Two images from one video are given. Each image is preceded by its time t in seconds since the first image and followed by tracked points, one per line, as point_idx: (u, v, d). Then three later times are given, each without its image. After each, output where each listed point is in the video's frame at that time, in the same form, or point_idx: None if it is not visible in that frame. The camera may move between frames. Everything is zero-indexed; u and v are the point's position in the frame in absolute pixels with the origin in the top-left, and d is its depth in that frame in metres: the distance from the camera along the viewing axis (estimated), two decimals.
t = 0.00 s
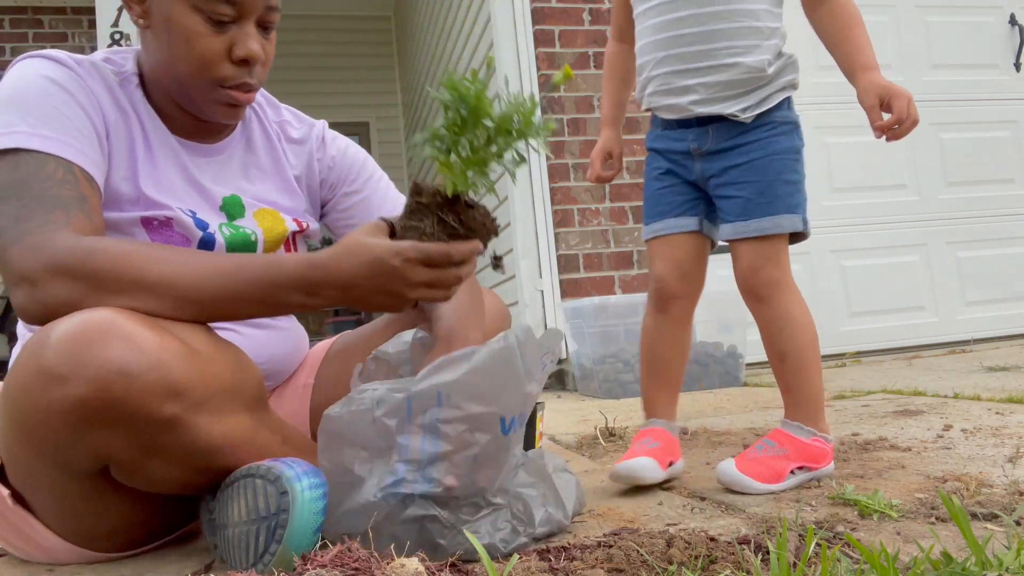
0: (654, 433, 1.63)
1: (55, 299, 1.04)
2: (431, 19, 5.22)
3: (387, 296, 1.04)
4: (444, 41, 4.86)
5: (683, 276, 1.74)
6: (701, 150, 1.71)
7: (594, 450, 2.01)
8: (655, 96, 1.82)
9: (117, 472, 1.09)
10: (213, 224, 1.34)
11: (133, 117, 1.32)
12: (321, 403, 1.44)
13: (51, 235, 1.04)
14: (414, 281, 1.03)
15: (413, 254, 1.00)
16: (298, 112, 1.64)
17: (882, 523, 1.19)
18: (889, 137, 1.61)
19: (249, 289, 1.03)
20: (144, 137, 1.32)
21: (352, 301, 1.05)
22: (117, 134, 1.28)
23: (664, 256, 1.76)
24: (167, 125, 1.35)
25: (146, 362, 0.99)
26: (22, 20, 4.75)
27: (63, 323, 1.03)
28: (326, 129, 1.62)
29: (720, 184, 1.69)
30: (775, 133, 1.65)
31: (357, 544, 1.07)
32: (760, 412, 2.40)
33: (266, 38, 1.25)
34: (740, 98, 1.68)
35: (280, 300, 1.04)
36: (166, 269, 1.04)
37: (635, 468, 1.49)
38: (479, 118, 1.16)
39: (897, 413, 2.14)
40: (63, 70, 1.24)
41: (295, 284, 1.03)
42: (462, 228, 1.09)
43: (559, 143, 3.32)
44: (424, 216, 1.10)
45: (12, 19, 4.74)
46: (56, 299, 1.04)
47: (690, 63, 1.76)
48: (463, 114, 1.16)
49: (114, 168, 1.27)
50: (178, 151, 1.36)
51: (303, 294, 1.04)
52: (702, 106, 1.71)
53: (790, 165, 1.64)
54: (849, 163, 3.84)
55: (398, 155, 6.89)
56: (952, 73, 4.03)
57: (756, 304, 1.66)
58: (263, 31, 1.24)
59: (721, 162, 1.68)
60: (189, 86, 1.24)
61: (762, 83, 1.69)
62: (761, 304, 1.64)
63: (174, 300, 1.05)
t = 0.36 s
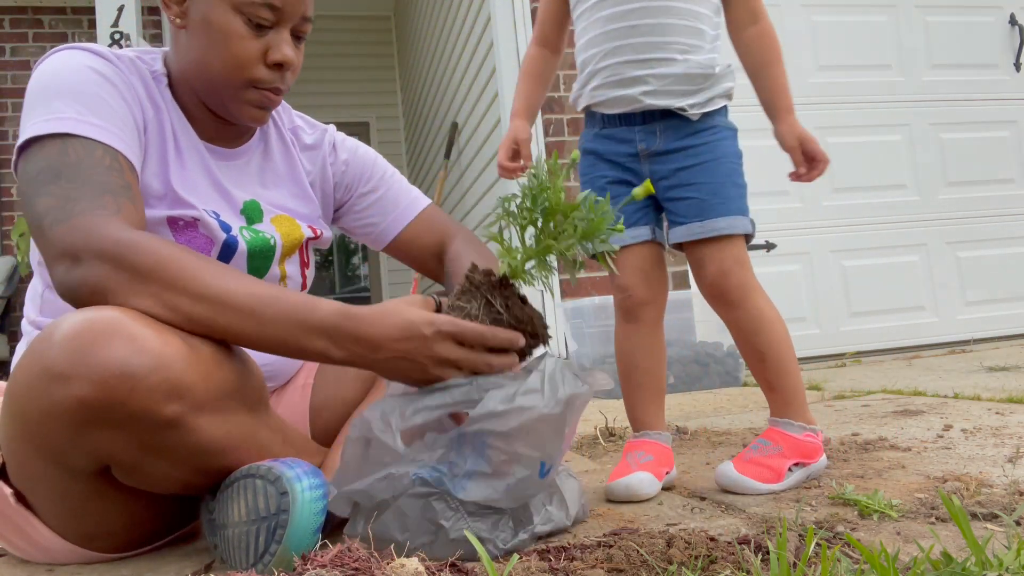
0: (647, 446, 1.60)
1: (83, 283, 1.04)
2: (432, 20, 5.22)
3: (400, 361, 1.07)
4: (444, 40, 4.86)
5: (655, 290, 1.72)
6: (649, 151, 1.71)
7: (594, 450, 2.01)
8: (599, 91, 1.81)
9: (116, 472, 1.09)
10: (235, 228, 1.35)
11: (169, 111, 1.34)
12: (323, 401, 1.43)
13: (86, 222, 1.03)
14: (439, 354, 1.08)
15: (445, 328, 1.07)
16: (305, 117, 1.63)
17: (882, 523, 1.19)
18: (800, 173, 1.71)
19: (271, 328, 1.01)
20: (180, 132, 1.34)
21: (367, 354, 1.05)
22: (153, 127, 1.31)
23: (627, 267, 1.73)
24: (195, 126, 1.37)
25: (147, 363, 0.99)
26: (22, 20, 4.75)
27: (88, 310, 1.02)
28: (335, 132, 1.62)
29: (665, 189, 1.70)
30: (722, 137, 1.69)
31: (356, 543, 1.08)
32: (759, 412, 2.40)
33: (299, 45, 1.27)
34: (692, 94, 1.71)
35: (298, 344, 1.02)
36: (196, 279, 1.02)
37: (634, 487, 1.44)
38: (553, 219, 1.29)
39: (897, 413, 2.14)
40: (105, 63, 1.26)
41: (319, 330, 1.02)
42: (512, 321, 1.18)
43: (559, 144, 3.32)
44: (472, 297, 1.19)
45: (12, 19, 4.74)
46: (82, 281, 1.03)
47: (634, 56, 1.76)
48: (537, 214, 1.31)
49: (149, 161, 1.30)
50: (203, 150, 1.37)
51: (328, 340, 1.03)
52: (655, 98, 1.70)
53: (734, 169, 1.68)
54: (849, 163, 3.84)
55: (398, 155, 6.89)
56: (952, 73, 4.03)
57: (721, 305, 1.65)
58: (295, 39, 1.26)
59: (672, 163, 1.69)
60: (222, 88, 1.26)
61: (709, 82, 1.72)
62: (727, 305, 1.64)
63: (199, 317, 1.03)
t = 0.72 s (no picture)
0: (649, 444, 1.60)
1: (80, 284, 1.02)
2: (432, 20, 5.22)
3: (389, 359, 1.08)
4: (444, 40, 4.86)
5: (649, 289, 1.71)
6: (654, 154, 1.72)
7: (594, 450, 2.02)
8: (610, 91, 1.76)
9: (117, 472, 1.10)
10: (247, 227, 1.36)
11: (176, 114, 1.33)
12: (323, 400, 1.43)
13: (85, 224, 1.01)
14: (428, 339, 1.04)
15: (433, 311, 1.03)
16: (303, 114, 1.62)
17: (882, 523, 1.19)
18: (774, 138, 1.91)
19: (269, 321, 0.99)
20: (189, 135, 1.34)
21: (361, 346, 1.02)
22: (162, 130, 1.30)
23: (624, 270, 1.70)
24: (203, 129, 1.36)
25: (146, 362, 0.99)
26: (22, 20, 4.75)
27: (89, 311, 1.01)
28: (336, 127, 1.61)
29: (668, 191, 1.72)
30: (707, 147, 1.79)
31: (356, 543, 1.07)
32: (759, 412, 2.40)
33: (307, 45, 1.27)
34: (690, 106, 1.79)
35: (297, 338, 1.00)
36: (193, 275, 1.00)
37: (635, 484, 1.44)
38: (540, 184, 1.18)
39: (896, 413, 2.14)
40: (113, 65, 1.26)
41: (317, 324, 1.00)
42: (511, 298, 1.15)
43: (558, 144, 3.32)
44: (467, 277, 1.18)
45: (12, 19, 4.74)
46: (79, 282, 1.01)
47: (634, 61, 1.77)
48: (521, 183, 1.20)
49: (157, 164, 1.29)
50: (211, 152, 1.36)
51: (319, 335, 1.00)
52: (668, 103, 1.74)
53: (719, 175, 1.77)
54: (850, 163, 3.84)
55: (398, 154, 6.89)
56: (952, 73, 4.02)
57: (705, 294, 1.67)
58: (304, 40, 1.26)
59: (677, 167, 1.72)
60: (228, 86, 1.26)
61: (697, 95, 1.83)
62: (712, 292, 1.66)
63: (198, 316, 1.00)
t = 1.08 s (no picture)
0: (651, 444, 1.60)
1: (64, 289, 1.04)
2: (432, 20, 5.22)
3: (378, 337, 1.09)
4: (445, 40, 4.86)
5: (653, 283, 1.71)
6: (663, 159, 1.75)
7: (594, 450, 2.02)
8: (627, 92, 1.76)
9: (117, 471, 1.09)
10: (246, 227, 1.35)
11: (171, 114, 1.32)
12: (324, 400, 1.43)
13: (71, 226, 1.04)
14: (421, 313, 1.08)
15: (422, 287, 1.05)
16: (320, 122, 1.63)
17: (882, 523, 1.19)
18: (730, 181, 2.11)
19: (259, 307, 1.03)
20: (186, 134, 1.34)
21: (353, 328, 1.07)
22: (156, 127, 1.29)
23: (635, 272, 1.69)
24: (206, 122, 1.36)
25: (145, 362, 0.99)
26: (22, 20, 4.75)
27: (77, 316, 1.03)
28: (346, 134, 1.61)
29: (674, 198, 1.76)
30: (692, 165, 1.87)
31: (356, 543, 1.07)
32: (760, 412, 2.41)
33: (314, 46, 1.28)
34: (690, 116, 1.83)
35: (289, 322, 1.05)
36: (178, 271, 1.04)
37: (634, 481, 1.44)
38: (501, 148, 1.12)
39: (896, 412, 2.14)
40: (109, 62, 1.25)
41: (305, 309, 1.04)
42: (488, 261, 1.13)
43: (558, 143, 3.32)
44: (444, 246, 1.14)
45: (12, 19, 4.74)
46: (66, 286, 1.04)
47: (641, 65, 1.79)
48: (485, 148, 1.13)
49: (152, 163, 1.28)
50: (212, 150, 1.36)
51: (311, 318, 1.05)
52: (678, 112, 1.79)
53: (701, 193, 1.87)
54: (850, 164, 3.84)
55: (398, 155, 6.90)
56: (953, 73, 4.02)
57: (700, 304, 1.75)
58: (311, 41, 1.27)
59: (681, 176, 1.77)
60: (233, 85, 1.26)
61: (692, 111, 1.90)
62: (705, 304, 1.75)
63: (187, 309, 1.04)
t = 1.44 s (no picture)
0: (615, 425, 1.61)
1: (96, 277, 1.04)
2: (432, 20, 5.21)
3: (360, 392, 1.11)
4: (445, 41, 4.86)
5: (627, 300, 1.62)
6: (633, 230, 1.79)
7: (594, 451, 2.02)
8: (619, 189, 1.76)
9: (117, 472, 1.09)
10: (250, 225, 1.35)
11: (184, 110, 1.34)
12: (325, 400, 1.43)
13: (105, 218, 1.04)
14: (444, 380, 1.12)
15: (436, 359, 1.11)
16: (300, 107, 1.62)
17: (882, 523, 1.19)
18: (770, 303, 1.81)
19: (278, 335, 1.04)
20: (193, 132, 1.34)
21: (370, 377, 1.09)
22: (167, 123, 1.31)
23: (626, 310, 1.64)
24: (208, 126, 1.37)
25: (150, 365, 0.99)
26: (22, 20, 4.75)
27: (93, 310, 1.02)
28: (332, 119, 1.61)
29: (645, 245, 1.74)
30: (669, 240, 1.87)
31: (356, 544, 1.07)
32: (760, 412, 2.41)
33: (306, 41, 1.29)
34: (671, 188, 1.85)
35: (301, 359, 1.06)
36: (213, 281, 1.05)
37: (617, 493, 1.41)
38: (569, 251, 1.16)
39: (897, 413, 2.14)
40: (119, 60, 1.27)
41: (322, 346, 1.06)
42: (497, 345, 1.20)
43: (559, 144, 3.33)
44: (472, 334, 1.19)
45: (12, 19, 4.74)
46: (92, 276, 1.04)
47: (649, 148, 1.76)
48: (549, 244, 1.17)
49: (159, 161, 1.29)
50: (214, 153, 1.36)
51: (330, 358, 1.07)
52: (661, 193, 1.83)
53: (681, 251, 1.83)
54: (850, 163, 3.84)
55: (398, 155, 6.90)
56: (953, 73, 4.02)
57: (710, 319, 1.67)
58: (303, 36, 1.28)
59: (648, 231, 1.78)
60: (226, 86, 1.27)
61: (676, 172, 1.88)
62: (718, 318, 1.67)
63: (209, 322, 1.04)
